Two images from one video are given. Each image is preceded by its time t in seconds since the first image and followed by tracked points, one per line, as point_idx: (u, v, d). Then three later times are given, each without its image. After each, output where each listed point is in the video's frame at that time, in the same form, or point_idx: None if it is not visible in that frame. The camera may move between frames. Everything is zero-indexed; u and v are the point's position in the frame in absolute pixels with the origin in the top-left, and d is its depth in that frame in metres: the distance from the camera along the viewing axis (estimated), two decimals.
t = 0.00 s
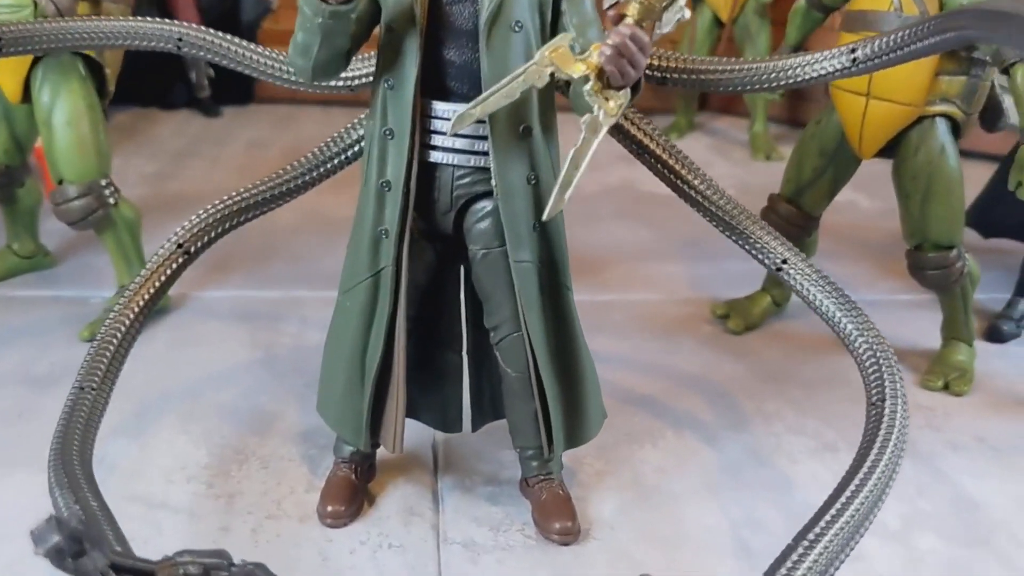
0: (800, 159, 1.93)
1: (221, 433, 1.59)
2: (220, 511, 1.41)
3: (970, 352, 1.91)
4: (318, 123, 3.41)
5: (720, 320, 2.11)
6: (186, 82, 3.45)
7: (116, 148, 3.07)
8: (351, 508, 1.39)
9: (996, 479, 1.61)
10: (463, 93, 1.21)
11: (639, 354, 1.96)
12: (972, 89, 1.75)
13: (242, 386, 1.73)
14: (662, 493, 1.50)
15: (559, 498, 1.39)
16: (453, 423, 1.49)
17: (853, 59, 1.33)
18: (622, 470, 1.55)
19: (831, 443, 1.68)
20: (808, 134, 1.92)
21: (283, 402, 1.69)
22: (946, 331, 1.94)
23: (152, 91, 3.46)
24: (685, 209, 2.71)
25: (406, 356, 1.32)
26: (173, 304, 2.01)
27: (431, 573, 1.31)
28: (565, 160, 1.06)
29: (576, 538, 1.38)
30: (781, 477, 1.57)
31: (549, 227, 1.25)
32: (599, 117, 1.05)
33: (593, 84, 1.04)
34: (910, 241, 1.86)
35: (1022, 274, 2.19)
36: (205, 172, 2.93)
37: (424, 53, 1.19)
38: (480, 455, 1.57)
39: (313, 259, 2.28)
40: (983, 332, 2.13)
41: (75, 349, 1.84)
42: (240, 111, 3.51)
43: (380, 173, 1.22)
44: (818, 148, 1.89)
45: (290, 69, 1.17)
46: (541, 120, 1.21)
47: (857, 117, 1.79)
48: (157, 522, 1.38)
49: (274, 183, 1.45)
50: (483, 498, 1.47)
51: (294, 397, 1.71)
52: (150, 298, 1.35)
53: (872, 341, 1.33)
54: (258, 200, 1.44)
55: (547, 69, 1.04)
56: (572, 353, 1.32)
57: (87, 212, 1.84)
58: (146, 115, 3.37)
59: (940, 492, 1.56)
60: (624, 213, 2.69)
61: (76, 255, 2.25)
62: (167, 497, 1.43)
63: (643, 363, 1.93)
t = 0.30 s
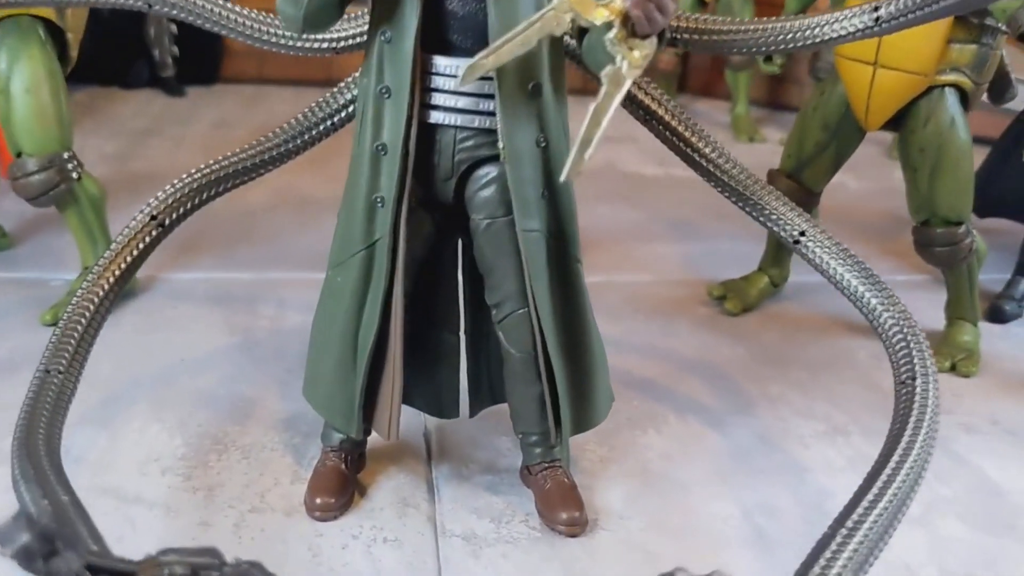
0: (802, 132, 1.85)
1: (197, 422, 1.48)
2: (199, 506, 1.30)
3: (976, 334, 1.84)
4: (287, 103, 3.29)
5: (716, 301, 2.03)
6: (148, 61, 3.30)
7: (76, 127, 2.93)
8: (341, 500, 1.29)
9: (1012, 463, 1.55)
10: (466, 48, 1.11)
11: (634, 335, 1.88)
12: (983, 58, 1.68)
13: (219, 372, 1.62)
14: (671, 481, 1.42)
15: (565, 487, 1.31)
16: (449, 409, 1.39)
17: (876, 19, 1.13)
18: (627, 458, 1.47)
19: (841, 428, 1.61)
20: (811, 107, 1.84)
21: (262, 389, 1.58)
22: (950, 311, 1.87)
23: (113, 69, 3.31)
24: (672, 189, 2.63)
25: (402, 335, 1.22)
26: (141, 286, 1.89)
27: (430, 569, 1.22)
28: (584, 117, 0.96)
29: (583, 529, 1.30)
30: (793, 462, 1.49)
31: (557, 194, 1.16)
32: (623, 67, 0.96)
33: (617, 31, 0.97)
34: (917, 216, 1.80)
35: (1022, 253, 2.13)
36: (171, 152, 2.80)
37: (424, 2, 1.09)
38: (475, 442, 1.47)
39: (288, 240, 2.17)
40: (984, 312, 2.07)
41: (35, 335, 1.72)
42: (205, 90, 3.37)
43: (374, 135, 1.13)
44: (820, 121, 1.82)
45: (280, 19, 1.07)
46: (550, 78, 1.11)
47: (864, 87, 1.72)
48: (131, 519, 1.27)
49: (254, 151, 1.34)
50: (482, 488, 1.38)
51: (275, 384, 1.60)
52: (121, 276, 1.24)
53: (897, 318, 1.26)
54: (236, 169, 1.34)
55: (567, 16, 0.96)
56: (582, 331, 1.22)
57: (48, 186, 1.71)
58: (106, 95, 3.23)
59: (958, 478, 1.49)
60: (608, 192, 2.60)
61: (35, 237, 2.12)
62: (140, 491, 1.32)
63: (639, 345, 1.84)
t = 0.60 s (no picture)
0: (801, 118, 1.79)
1: (172, 424, 1.39)
2: (176, 515, 1.21)
3: (979, 325, 1.79)
4: (258, 90, 3.18)
5: (711, 293, 1.96)
6: (112, 45, 3.19)
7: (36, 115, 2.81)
8: (330, 509, 1.21)
9: None
10: (466, 21, 1.03)
11: (628, 329, 1.81)
12: (989, 41, 1.62)
13: (194, 370, 1.53)
14: (677, 481, 1.35)
15: (567, 492, 1.23)
16: (442, 408, 1.32)
17: None
18: (629, 457, 1.40)
19: (847, 423, 1.55)
20: (810, 91, 1.78)
21: (241, 388, 1.49)
22: (951, 304, 1.82)
23: (75, 55, 3.19)
24: (658, 178, 2.56)
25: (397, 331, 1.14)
26: (109, 280, 1.79)
27: None
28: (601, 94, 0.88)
29: (588, 537, 1.22)
30: (801, 460, 1.43)
31: (564, 179, 1.08)
32: (643, 40, 0.89)
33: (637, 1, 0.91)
34: (920, 206, 1.74)
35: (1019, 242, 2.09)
36: (137, 140, 2.69)
37: None
38: (469, 443, 1.40)
39: (263, 232, 2.08)
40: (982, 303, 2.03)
41: None
42: (172, 77, 3.26)
43: (367, 115, 1.04)
44: (820, 106, 1.76)
45: None
46: (558, 54, 1.04)
47: (867, 70, 1.66)
48: (103, 532, 1.18)
49: (233, 134, 1.23)
50: (478, 492, 1.30)
51: (255, 383, 1.51)
52: (90, 269, 1.15)
53: (918, 310, 1.20)
54: (214, 154, 1.22)
55: None
56: (588, 326, 1.15)
57: (11, 173, 1.61)
58: (69, 81, 3.10)
59: (971, 475, 1.44)
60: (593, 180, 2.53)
61: None
62: (112, 500, 1.23)
63: (634, 339, 1.77)
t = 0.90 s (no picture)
0: (805, 103, 1.72)
1: (148, 429, 1.29)
2: (155, 528, 1.12)
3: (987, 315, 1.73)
4: (231, 78, 3.07)
5: (710, 286, 1.89)
6: (78, 32, 3.06)
7: None
8: (322, 520, 1.12)
9: None
10: None
11: (626, 323, 1.73)
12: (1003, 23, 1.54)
13: (171, 370, 1.43)
14: (689, 485, 1.28)
15: (575, 498, 1.15)
16: (440, 412, 1.23)
17: None
18: (637, 460, 1.32)
19: (860, 422, 1.48)
20: (816, 75, 1.71)
21: (221, 389, 1.40)
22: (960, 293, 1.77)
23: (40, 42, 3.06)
24: (648, 168, 2.48)
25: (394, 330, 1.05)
26: (77, 275, 1.69)
27: None
28: (626, 68, 0.81)
29: (598, 546, 1.14)
30: (815, 461, 1.37)
31: (576, 163, 1.00)
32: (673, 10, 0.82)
33: None
34: (930, 194, 1.68)
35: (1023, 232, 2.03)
36: (106, 129, 2.58)
37: None
38: (467, 446, 1.31)
39: (241, 224, 1.98)
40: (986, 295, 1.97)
41: None
42: (142, 64, 3.14)
43: (364, 93, 0.96)
44: (825, 91, 1.69)
45: None
46: (571, 26, 0.96)
47: (877, 54, 1.59)
48: (74, 547, 1.09)
49: (213, 117, 1.14)
50: (479, 499, 1.22)
51: (236, 383, 1.42)
52: (58, 262, 1.05)
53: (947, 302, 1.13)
54: (193, 138, 1.13)
55: None
56: (600, 321, 1.07)
57: None
58: (34, 68, 2.97)
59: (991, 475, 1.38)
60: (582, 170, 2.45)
61: None
62: (84, 513, 1.14)
63: (634, 333, 1.69)
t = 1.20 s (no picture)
0: (805, 95, 1.68)
1: (129, 436, 1.23)
2: (139, 542, 1.06)
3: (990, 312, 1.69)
4: (208, 70, 2.99)
5: (707, 282, 1.85)
6: (50, 22, 2.97)
7: None
8: (315, 531, 1.06)
9: None
10: None
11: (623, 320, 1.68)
12: (1008, 13, 1.50)
13: (152, 373, 1.37)
14: (697, 493, 1.24)
15: (581, 507, 1.10)
16: (437, 417, 1.17)
17: None
18: (642, 466, 1.28)
19: (867, 423, 1.44)
20: (817, 66, 1.67)
21: (205, 392, 1.34)
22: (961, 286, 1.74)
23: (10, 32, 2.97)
24: (638, 161, 2.43)
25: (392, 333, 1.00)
26: (52, 273, 1.62)
27: None
28: (646, 54, 0.77)
29: (605, 557, 1.09)
30: (824, 464, 1.33)
31: (585, 156, 0.95)
32: None
33: None
34: (933, 188, 1.65)
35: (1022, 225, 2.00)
36: (80, 121, 2.50)
37: None
38: (464, 451, 1.26)
39: (223, 219, 1.92)
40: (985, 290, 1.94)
41: None
42: (116, 55, 3.05)
43: (361, 81, 0.90)
44: (827, 83, 1.65)
45: None
46: (581, 11, 0.91)
47: (880, 46, 1.55)
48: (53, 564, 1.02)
49: (197, 107, 1.08)
50: (479, 507, 1.17)
51: (221, 386, 1.36)
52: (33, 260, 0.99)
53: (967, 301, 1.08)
54: (176, 129, 1.07)
55: None
56: (609, 320, 1.02)
57: None
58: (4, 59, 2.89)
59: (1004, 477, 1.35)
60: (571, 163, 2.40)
61: None
62: (62, 526, 1.08)
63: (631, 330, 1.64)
